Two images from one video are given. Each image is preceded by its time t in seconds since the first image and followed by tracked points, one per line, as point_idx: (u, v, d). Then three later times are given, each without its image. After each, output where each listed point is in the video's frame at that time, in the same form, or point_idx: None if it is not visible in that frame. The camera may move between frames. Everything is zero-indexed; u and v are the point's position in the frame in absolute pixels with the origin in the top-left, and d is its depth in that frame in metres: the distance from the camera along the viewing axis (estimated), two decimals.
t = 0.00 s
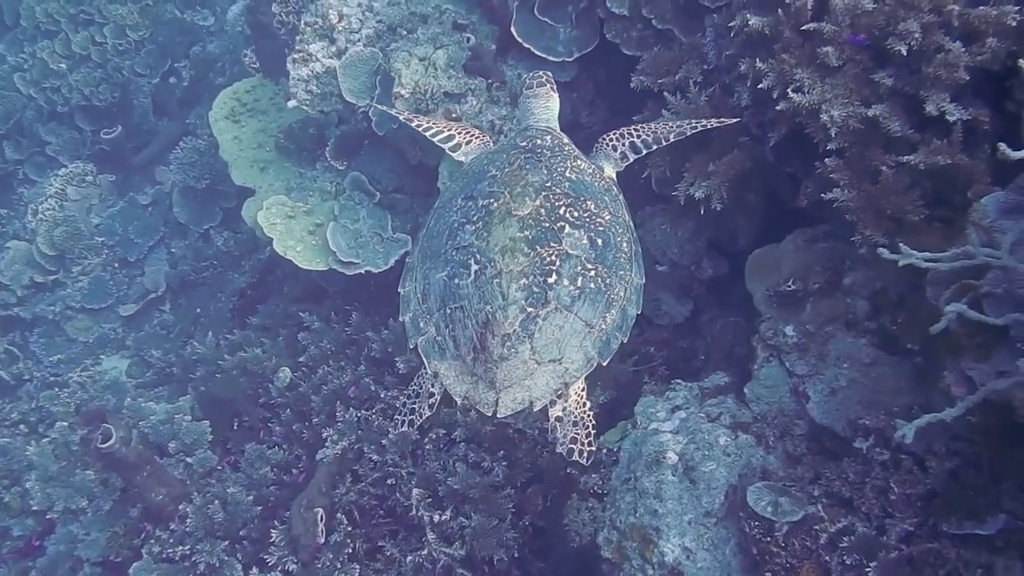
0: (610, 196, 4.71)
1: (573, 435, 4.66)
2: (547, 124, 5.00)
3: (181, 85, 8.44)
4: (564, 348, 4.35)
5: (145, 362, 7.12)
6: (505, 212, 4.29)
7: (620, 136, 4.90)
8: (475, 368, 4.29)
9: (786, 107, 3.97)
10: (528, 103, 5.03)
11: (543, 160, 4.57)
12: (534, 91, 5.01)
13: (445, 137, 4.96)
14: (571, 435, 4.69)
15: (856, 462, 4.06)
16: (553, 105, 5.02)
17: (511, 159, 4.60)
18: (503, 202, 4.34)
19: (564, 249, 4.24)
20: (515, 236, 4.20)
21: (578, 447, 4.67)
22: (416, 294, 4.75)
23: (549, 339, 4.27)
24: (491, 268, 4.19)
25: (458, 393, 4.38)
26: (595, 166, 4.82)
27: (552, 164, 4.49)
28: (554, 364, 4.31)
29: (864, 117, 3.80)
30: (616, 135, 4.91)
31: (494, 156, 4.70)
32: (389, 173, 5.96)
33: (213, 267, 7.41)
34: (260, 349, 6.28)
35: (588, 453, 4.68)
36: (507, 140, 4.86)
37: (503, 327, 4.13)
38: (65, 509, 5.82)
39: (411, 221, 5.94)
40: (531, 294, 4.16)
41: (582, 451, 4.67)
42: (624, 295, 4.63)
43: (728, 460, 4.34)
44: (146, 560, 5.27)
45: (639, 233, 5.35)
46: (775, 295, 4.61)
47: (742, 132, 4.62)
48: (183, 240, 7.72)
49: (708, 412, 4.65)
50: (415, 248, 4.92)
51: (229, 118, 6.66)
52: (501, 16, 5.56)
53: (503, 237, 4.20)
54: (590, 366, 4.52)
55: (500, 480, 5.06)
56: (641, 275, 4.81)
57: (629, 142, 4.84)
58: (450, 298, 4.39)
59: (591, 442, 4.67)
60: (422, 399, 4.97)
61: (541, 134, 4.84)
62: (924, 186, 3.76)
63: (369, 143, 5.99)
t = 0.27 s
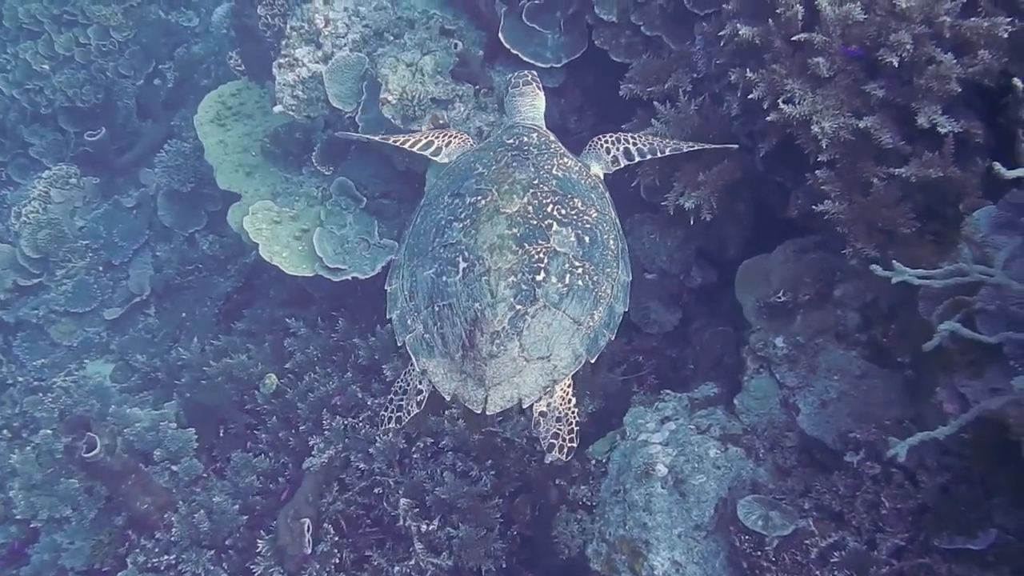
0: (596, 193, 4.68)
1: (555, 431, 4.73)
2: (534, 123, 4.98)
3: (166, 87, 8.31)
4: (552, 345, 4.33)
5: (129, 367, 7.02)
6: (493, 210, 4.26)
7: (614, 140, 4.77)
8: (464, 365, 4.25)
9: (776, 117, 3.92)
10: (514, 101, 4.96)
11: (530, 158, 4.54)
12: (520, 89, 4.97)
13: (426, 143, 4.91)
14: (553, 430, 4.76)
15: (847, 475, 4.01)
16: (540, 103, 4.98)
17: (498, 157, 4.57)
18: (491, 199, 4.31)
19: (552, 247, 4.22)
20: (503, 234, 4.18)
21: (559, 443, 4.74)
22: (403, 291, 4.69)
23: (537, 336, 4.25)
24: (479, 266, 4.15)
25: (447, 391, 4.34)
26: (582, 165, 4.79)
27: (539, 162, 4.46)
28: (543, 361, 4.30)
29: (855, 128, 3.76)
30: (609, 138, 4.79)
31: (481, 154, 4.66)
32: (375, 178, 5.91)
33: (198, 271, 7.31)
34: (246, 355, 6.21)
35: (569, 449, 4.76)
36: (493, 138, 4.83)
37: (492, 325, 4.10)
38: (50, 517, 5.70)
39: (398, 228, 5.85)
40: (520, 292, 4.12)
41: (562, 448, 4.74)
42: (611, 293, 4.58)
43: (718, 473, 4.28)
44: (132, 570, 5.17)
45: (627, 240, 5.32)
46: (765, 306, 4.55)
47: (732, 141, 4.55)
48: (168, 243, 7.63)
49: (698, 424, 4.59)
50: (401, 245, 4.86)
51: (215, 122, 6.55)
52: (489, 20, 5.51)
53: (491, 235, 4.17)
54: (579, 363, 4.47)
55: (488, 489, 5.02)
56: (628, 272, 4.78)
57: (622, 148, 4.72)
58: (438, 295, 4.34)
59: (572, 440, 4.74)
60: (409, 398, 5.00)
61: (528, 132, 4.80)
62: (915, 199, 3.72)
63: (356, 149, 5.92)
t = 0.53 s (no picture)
0: (592, 186, 4.70)
1: (556, 422, 4.65)
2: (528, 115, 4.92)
3: (160, 84, 8.26)
4: (550, 338, 4.33)
5: (121, 368, 6.96)
6: (488, 204, 4.21)
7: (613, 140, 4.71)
8: (461, 359, 4.23)
9: (777, 126, 3.88)
10: (507, 94, 4.88)
11: (525, 151, 4.50)
12: (513, 81, 4.89)
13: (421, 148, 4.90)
14: (555, 421, 4.69)
15: (846, 488, 3.96)
16: (533, 95, 4.92)
17: (493, 150, 4.52)
18: (486, 192, 4.26)
19: (548, 240, 4.21)
20: (499, 228, 4.12)
21: (560, 435, 4.66)
22: (400, 285, 4.68)
23: (535, 329, 4.24)
24: (476, 259, 4.09)
25: (445, 385, 4.34)
26: (577, 157, 4.79)
27: (535, 155, 4.41)
28: (540, 354, 4.30)
29: (857, 138, 3.71)
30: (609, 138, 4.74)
31: (476, 147, 4.60)
32: (370, 181, 5.80)
33: (191, 271, 7.28)
34: (240, 357, 6.15)
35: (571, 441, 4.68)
36: (488, 131, 4.77)
37: (489, 319, 4.03)
38: (41, 522, 5.61)
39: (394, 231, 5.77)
40: (517, 285, 4.08)
41: (564, 439, 4.67)
42: (608, 285, 4.61)
43: (716, 484, 4.22)
44: None
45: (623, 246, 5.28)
46: (764, 315, 4.50)
47: (732, 149, 4.50)
48: (161, 243, 7.56)
49: (696, 435, 4.53)
50: (397, 239, 4.82)
51: (209, 121, 6.47)
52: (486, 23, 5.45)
53: (487, 229, 4.10)
54: (576, 356, 4.50)
55: (484, 497, 4.97)
56: (624, 264, 4.81)
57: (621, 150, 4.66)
58: (435, 290, 4.30)
59: (574, 431, 4.65)
60: (406, 390, 4.96)
61: (523, 125, 4.75)
62: (917, 211, 3.67)
63: (351, 150, 5.80)
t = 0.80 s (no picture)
0: (585, 175, 4.67)
1: (557, 413, 4.65)
2: (521, 105, 4.86)
3: (154, 84, 8.21)
4: (546, 328, 4.32)
5: (115, 370, 6.91)
6: (483, 195, 4.14)
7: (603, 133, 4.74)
8: (459, 350, 4.24)
9: (777, 132, 3.82)
10: (500, 85, 4.82)
11: (518, 141, 4.45)
12: (504, 73, 4.82)
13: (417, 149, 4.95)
14: (556, 414, 4.68)
15: (846, 496, 3.92)
16: (524, 84, 4.84)
17: (486, 141, 4.47)
18: (479, 183, 4.22)
19: (543, 230, 4.19)
20: (494, 219, 4.09)
21: (562, 426, 4.65)
22: (397, 278, 4.67)
23: (531, 320, 4.24)
24: (471, 251, 4.07)
25: (443, 376, 4.36)
26: (570, 146, 4.75)
27: (528, 145, 4.37)
28: (537, 344, 4.30)
29: (857, 144, 3.68)
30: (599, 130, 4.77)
31: (469, 138, 4.56)
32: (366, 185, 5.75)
33: (186, 273, 7.18)
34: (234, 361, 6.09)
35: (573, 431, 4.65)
36: (481, 123, 4.73)
37: (486, 311, 4.04)
38: (34, 528, 5.56)
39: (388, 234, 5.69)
40: (513, 276, 4.08)
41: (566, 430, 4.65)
42: (604, 274, 4.59)
43: (714, 492, 4.20)
44: None
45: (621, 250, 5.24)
46: (763, 322, 4.46)
47: (730, 154, 4.46)
48: (155, 244, 7.50)
49: (694, 443, 4.49)
50: (392, 232, 4.80)
51: (203, 123, 6.42)
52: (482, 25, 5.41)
53: (481, 220, 4.06)
54: (573, 345, 4.49)
55: (480, 503, 4.94)
56: (619, 252, 4.79)
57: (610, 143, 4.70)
58: (431, 282, 4.30)
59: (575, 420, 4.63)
60: (403, 382, 4.92)
61: (516, 116, 4.70)
62: (918, 218, 3.63)
63: (347, 153, 5.77)
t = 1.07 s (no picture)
0: (588, 168, 4.60)
1: (562, 408, 4.67)
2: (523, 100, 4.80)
3: (156, 87, 8.16)
4: (554, 321, 4.30)
5: (117, 376, 6.86)
6: (487, 189, 4.16)
7: (600, 118, 4.70)
8: (467, 345, 4.22)
9: (786, 141, 3.77)
10: (498, 79, 4.72)
11: (521, 134, 4.41)
12: (503, 67, 4.72)
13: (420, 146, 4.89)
14: (560, 407, 4.70)
15: (857, 510, 3.85)
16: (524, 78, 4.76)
17: (488, 135, 4.43)
18: (484, 178, 4.21)
19: (548, 223, 4.16)
20: (499, 213, 4.09)
21: (566, 420, 4.67)
22: (402, 274, 4.63)
23: (539, 312, 4.22)
24: (477, 245, 4.07)
25: (451, 371, 4.32)
26: (571, 140, 4.69)
27: (531, 138, 4.33)
28: (545, 337, 4.27)
29: (868, 154, 3.62)
30: (596, 116, 4.72)
31: (471, 133, 4.52)
32: (370, 191, 5.71)
33: (188, 279, 7.11)
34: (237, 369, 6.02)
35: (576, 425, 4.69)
36: (482, 118, 4.68)
37: (493, 304, 4.04)
38: (36, 537, 5.51)
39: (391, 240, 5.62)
40: (519, 269, 4.07)
41: (570, 424, 4.68)
42: (610, 266, 4.51)
43: (723, 506, 4.14)
44: None
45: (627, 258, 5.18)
46: (772, 333, 4.40)
47: (739, 163, 4.41)
48: (157, 249, 7.44)
49: (703, 454, 4.43)
50: (396, 228, 4.76)
51: (205, 128, 6.37)
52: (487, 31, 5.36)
53: (486, 214, 4.09)
54: (581, 337, 4.45)
55: (485, 514, 4.87)
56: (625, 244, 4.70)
57: (606, 129, 4.68)
58: (437, 277, 4.28)
59: (579, 416, 4.65)
60: (410, 377, 4.88)
61: (518, 110, 4.65)
62: (930, 229, 3.57)
63: (350, 159, 5.71)
